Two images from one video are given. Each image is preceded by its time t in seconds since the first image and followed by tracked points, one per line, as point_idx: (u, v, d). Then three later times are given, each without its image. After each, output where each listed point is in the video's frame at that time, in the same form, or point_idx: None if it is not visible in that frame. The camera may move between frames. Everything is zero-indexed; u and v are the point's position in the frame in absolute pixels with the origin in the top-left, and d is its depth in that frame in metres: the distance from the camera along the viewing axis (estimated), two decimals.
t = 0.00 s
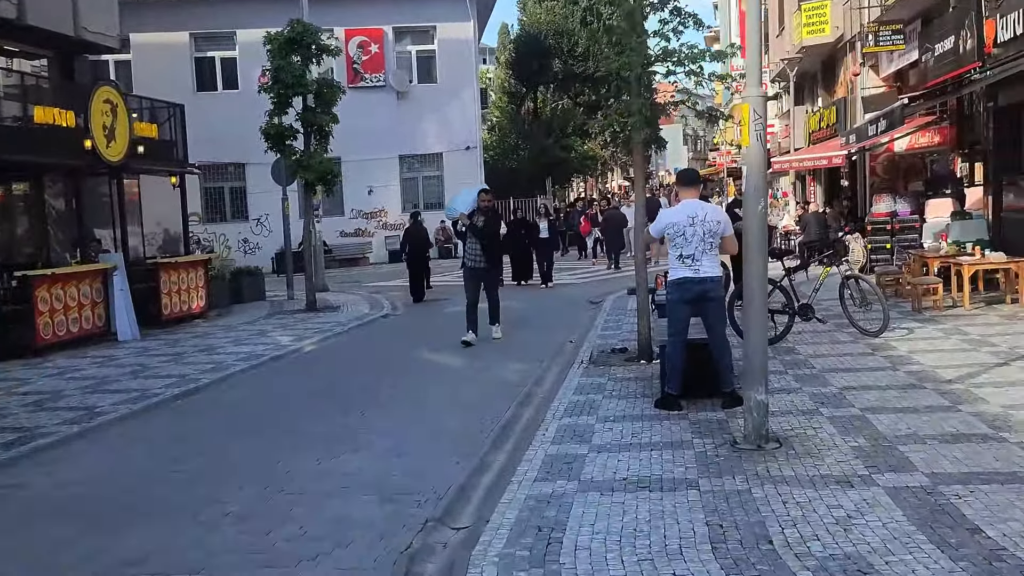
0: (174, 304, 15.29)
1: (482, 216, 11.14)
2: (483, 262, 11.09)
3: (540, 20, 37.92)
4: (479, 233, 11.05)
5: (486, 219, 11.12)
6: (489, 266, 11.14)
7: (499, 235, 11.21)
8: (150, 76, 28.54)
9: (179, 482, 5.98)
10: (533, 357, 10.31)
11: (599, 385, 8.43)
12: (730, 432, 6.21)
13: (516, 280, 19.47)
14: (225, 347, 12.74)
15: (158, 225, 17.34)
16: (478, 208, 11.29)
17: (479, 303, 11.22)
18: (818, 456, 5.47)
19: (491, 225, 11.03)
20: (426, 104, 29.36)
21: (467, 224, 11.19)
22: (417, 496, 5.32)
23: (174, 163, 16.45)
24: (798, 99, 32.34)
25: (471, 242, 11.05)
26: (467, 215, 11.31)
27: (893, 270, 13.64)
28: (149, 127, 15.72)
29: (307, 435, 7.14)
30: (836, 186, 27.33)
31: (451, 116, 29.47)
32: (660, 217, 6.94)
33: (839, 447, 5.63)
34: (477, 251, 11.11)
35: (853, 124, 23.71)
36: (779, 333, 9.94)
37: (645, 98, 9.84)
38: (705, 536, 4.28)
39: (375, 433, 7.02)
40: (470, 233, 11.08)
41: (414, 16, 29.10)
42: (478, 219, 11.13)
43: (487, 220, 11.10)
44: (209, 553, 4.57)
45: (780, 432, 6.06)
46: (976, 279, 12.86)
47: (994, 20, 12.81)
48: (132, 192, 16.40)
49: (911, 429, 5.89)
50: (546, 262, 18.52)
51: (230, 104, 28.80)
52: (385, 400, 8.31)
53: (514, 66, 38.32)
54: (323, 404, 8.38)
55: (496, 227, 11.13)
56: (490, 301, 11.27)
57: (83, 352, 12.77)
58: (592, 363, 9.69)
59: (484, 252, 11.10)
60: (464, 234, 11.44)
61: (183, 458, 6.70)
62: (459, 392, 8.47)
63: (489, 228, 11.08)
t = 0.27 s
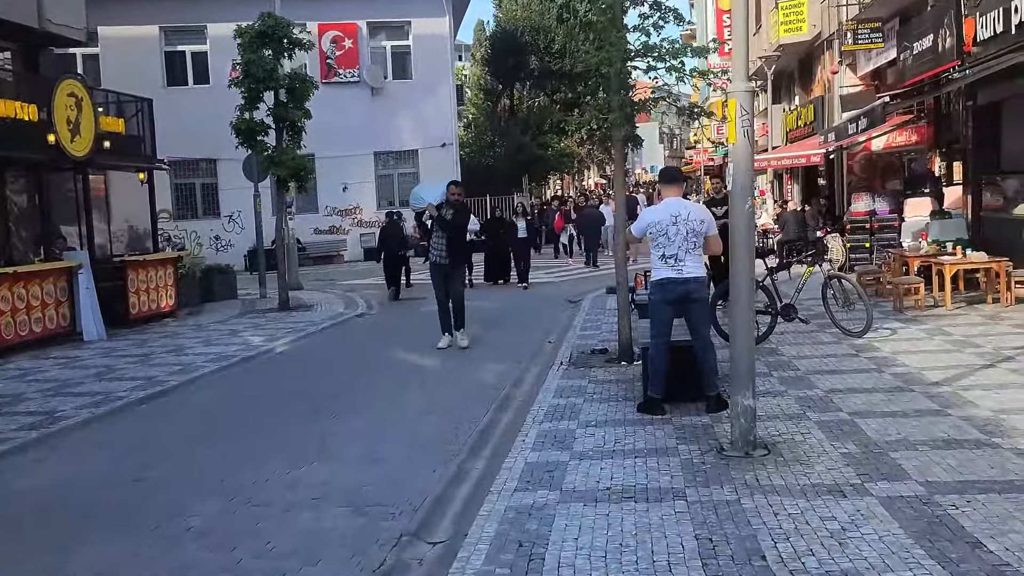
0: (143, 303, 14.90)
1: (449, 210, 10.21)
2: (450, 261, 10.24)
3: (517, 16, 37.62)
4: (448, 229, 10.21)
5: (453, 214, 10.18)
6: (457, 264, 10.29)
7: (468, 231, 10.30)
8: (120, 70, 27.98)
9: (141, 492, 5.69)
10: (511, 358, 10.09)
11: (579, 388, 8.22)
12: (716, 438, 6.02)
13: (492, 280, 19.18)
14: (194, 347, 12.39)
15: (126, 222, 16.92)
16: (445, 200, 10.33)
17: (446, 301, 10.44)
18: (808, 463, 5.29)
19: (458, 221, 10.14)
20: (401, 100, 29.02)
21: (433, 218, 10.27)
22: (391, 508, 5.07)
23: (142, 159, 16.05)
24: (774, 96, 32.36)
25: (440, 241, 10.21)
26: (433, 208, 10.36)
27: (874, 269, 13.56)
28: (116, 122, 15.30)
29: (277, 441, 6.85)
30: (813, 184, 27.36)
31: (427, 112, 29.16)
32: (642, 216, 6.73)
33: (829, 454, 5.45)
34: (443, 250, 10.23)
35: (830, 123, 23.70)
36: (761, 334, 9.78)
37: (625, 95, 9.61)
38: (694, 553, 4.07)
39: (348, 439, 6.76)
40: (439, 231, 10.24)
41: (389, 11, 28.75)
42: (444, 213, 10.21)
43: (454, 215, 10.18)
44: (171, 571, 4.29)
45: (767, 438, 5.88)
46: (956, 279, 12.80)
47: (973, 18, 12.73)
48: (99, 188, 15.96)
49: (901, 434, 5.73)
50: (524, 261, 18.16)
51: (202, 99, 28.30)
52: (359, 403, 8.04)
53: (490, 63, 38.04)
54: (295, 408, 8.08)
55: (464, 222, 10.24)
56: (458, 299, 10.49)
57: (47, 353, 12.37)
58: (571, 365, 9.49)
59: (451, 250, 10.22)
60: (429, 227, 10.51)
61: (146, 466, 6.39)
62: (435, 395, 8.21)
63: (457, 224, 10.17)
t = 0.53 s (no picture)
0: (113, 304, 14.48)
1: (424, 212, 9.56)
2: (423, 267, 9.58)
3: (495, 15, 37.32)
4: (418, 232, 9.50)
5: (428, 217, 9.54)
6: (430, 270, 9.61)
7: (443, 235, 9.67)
8: (91, 67, 27.43)
9: (98, 503, 5.36)
10: (491, 361, 9.82)
11: (560, 391, 7.96)
12: (703, 444, 5.78)
13: (472, 280, 18.88)
14: (165, 349, 12.01)
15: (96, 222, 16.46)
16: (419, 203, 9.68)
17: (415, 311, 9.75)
18: (800, 471, 5.06)
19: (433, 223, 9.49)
20: (379, 99, 28.67)
21: (405, 221, 9.61)
22: (362, 521, 4.78)
23: (112, 157, 15.61)
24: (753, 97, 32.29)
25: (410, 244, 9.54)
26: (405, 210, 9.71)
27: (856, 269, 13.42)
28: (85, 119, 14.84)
29: (245, 449, 6.53)
30: (792, 185, 27.32)
31: (405, 111, 28.82)
32: (626, 212, 6.50)
33: (821, 460, 5.23)
34: (416, 255, 9.56)
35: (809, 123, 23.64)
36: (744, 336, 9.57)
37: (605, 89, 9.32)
38: (686, 570, 3.81)
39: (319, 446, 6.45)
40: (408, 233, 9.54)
41: (366, 9, 28.38)
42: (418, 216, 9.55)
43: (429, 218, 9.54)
44: None
45: (756, 444, 5.65)
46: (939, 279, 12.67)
47: (954, 16, 12.62)
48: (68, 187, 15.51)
49: (894, 440, 5.51)
50: (502, 262, 17.88)
51: (175, 97, 27.79)
52: (333, 408, 7.73)
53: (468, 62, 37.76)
54: (264, 413, 7.75)
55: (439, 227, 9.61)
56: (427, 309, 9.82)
57: (10, 355, 11.94)
58: (551, 367, 9.25)
59: (424, 255, 9.57)
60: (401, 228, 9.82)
61: (105, 475, 6.04)
62: (411, 399, 7.91)
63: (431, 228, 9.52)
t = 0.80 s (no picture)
0: (84, 311, 14.11)
1: (392, 212, 9.08)
2: (396, 270, 9.10)
3: (474, 18, 37.08)
4: (389, 235, 9.02)
5: (396, 216, 9.05)
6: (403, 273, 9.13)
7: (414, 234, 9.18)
8: (64, 70, 26.94)
9: (57, 527, 5.06)
10: (472, 369, 9.57)
11: (544, 401, 7.73)
12: (693, 457, 5.56)
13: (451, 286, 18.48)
14: (137, 357, 11.67)
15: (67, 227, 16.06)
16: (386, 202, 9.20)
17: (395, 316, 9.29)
18: (794, 486, 4.85)
19: (401, 223, 9.01)
20: (357, 103, 28.35)
21: (372, 223, 9.13)
22: (336, 544, 4.52)
23: (83, 161, 15.23)
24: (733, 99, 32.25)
25: (382, 249, 9.08)
26: (371, 211, 9.22)
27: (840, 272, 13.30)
28: (54, 122, 14.46)
29: (216, 464, 6.25)
30: (773, 187, 27.27)
31: (383, 115, 28.51)
32: (611, 218, 6.37)
33: (817, 474, 5.02)
34: (388, 258, 9.08)
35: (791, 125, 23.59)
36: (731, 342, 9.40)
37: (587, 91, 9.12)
38: None
39: (293, 462, 6.18)
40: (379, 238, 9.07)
41: (344, 11, 28.07)
42: (386, 217, 9.07)
43: (398, 217, 9.06)
44: None
45: (748, 457, 5.44)
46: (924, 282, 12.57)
47: (937, 17, 12.54)
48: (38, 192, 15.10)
49: (890, 451, 5.31)
50: (481, 267, 17.55)
51: (150, 100, 27.35)
52: (308, 420, 7.46)
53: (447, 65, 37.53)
54: (237, 426, 7.47)
55: (410, 225, 9.13)
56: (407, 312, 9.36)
57: None
58: (534, 374, 9.01)
59: (396, 258, 9.09)
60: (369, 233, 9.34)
61: (67, 494, 5.75)
62: (390, 410, 7.66)
63: (402, 228, 9.04)
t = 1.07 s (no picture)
0: (46, 318, 13.65)
1: (353, 216, 8.29)
2: (358, 278, 8.26)
3: (446, 19, 36.64)
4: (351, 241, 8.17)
5: (358, 219, 8.23)
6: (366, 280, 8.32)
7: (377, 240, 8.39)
8: (27, 71, 26.27)
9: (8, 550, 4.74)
10: (447, 375, 9.32)
11: (522, 408, 7.48)
12: (679, 466, 5.35)
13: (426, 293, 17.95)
14: (100, 365, 11.27)
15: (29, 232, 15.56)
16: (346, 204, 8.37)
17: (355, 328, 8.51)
18: (786, 497, 4.65)
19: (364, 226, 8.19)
20: (327, 105, 27.95)
21: (332, 226, 8.31)
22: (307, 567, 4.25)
23: (47, 165, 14.75)
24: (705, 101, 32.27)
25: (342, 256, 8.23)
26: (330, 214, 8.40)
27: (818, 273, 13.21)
28: (15, 124, 13.98)
29: (179, 480, 5.93)
30: (745, 188, 27.27)
31: (355, 116, 28.14)
32: (591, 218, 6.18)
33: (808, 484, 4.83)
34: (348, 265, 8.24)
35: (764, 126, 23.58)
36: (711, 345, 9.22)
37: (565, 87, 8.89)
38: None
39: (261, 477, 5.89)
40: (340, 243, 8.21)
41: (314, 12, 27.66)
42: (347, 220, 8.25)
43: (359, 221, 8.24)
44: None
45: (736, 466, 5.24)
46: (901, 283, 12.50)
47: (914, 15, 12.50)
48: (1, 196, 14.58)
49: (883, 459, 5.12)
50: (452, 271, 17.20)
51: (117, 102, 26.75)
52: (278, 432, 7.15)
53: (417, 66, 37.18)
54: (202, 438, 7.15)
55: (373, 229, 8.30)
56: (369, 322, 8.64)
57: None
58: (511, 380, 8.77)
59: (356, 265, 8.24)
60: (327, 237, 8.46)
61: (20, 514, 5.41)
62: (362, 420, 7.36)
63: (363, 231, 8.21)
